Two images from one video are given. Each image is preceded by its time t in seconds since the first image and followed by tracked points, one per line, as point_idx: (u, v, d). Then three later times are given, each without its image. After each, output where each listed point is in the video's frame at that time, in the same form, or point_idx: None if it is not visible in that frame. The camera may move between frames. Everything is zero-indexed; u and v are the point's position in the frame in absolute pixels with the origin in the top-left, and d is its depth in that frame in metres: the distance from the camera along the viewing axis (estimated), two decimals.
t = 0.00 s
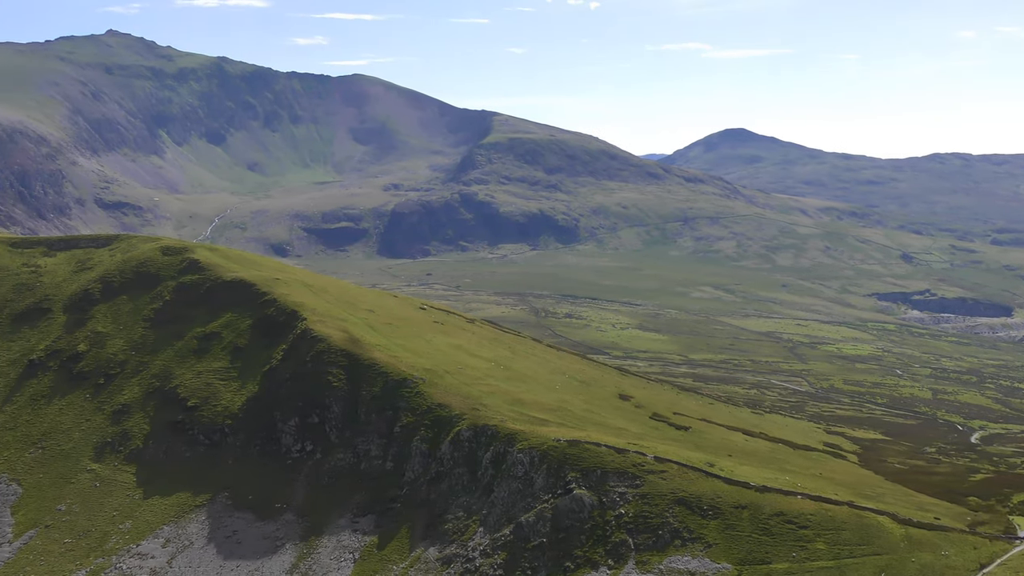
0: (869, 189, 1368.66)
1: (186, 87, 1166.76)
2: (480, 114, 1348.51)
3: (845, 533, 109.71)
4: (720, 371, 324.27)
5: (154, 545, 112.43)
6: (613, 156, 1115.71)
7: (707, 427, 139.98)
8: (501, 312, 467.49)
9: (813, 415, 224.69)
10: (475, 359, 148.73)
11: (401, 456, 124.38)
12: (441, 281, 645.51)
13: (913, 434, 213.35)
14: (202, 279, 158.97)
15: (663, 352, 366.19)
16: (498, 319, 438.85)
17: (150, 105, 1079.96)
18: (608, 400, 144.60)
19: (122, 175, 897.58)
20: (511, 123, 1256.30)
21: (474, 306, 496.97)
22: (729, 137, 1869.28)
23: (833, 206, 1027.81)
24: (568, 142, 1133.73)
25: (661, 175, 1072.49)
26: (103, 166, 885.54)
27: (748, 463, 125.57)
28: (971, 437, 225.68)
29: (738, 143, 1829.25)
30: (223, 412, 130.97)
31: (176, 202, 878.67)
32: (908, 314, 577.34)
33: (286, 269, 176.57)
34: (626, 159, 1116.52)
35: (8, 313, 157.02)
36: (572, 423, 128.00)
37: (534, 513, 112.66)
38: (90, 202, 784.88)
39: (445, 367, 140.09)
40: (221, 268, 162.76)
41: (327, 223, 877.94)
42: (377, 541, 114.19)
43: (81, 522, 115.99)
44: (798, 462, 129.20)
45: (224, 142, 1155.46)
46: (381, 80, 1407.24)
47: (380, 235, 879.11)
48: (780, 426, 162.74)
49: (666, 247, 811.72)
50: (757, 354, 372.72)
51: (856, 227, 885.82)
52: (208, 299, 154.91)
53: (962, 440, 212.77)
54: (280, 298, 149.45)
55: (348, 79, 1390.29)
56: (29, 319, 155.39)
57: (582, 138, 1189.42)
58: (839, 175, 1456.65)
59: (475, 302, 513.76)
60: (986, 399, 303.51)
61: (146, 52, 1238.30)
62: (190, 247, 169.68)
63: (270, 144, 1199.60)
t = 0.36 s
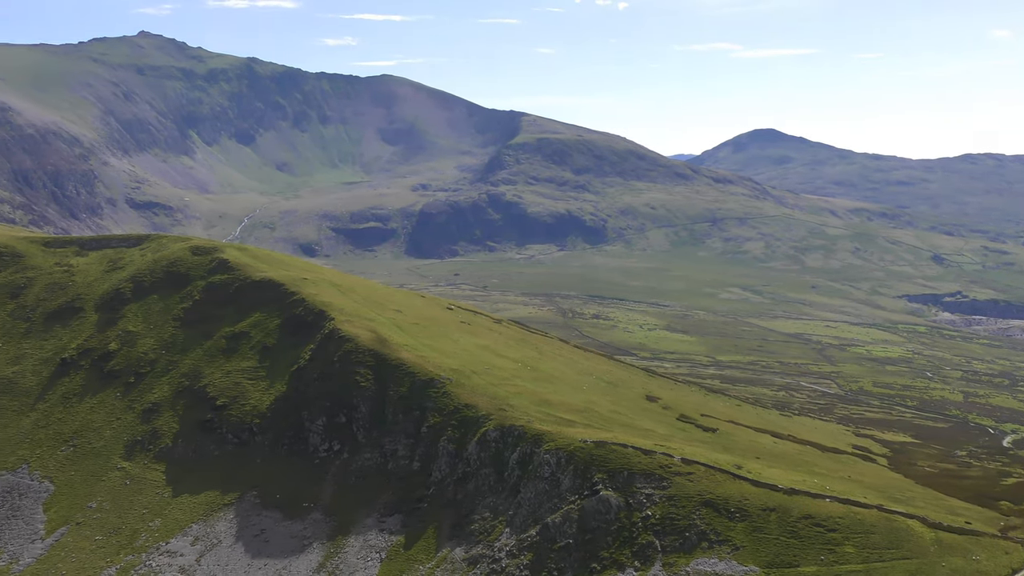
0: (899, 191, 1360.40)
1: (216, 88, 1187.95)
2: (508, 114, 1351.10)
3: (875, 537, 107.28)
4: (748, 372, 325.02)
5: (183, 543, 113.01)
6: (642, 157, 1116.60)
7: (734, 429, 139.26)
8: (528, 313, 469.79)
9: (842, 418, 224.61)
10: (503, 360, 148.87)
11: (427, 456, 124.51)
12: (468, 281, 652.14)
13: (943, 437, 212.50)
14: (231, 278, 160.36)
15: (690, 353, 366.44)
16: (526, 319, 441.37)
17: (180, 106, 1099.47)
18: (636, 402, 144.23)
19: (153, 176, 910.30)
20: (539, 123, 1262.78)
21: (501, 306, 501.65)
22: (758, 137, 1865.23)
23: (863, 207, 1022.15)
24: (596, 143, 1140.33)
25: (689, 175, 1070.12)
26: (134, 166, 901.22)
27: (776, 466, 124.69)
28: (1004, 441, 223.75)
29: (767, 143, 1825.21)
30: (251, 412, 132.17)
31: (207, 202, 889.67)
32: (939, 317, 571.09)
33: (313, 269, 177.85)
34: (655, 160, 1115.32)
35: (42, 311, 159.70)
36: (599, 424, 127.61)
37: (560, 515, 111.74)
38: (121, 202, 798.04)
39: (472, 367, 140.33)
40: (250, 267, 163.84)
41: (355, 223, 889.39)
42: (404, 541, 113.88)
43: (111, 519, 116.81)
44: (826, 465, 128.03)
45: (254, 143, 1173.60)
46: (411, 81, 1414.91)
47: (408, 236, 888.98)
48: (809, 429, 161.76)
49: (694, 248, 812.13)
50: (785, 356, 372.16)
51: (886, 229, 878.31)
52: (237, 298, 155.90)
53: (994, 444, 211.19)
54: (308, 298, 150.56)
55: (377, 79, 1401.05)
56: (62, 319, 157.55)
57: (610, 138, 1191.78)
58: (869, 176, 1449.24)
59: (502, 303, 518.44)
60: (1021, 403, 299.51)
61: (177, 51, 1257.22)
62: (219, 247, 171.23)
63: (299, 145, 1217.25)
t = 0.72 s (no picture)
0: (919, 192, 1353.31)
1: (235, 89, 1196.43)
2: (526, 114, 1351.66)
3: (895, 540, 106.17)
4: (767, 374, 325.02)
5: (202, 542, 113.56)
6: (661, 157, 1114.47)
7: (754, 430, 138.75)
8: (547, 313, 471.76)
9: (861, 420, 224.15)
10: (522, 361, 148.97)
11: (445, 456, 124.51)
12: (486, 282, 654.32)
13: (963, 439, 211.58)
14: (250, 278, 161.01)
15: (708, 354, 365.75)
16: (544, 320, 443.15)
17: (200, 107, 1107.64)
18: (655, 403, 143.97)
19: (172, 176, 915.71)
20: (557, 124, 1264.15)
21: (519, 307, 503.16)
22: (777, 137, 1860.94)
23: (882, 208, 1017.22)
24: (614, 143, 1140.49)
25: (707, 175, 1067.71)
26: (154, 167, 906.99)
27: (796, 468, 124.08)
28: None
29: (787, 143, 1820.43)
30: (270, 411, 132.68)
31: (226, 202, 895.75)
32: (960, 318, 566.28)
33: (332, 269, 178.60)
34: (674, 160, 1113.60)
35: (64, 311, 160.83)
36: (617, 425, 127.36)
37: (578, 516, 111.28)
38: (141, 202, 804.80)
39: (490, 368, 140.56)
40: (269, 268, 164.33)
41: (373, 223, 892.31)
42: (421, 541, 113.97)
43: (131, 518, 117.46)
44: (846, 467, 127.37)
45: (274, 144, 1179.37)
46: (429, 82, 1418.20)
47: (426, 237, 892.98)
48: (828, 431, 160.80)
49: (713, 248, 811.56)
50: (804, 357, 371.16)
51: (906, 230, 873.80)
52: (257, 298, 156.52)
53: (1015, 447, 209.87)
54: (327, 299, 151.02)
55: (397, 80, 1409.30)
56: (83, 318, 158.62)
57: (627, 139, 1191.30)
58: (889, 177, 1442.91)
59: (520, 303, 520.28)
60: None
61: (196, 53, 1267.57)
62: (238, 247, 172.06)
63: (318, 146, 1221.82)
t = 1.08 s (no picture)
0: (944, 193, 1343.87)
1: (259, 90, 1204.83)
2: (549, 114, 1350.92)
3: (919, 543, 104.65)
4: (789, 375, 324.78)
5: (226, 540, 114.04)
6: (684, 158, 1111.39)
7: (776, 432, 138.19)
8: (570, 313, 473.27)
9: (883, 422, 223.57)
10: (544, 361, 148.94)
11: (467, 456, 124.63)
12: (508, 282, 655.92)
13: (988, 442, 210.40)
14: (274, 278, 162.13)
15: (730, 355, 364.42)
16: (566, 320, 444.09)
17: (224, 107, 1115.87)
18: (677, 404, 143.62)
19: (196, 177, 922.88)
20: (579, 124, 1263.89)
21: (541, 307, 503.52)
22: (800, 138, 1854.42)
23: (907, 209, 1010.75)
24: (636, 144, 1138.71)
25: (730, 176, 1064.73)
26: (178, 168, 914.21)
27: (819, 470, 123.36)
28: None
29: (810, 143, 1814.11)
30: (292, 411, 133.27)
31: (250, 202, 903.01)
32: (986, 320, 559.78)
33: (354, 269, 179.59)
34: (696, 160, 1110.80)
35: (89, 310, 162.22)
36: (639, 426, 127.08)
37: (599, 516, 110.62)
38: (166, 202, 814.18)
39: (512, 368, 140.66)
40: (293, 268, 165.48)
41: (395, 223, 895.13)
42: (443, 540, 113.87)
43: (155, 516, 118.20)
44: (869, 470, 126.59)
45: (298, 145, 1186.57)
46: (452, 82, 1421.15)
47: (449, 237, 893.81)
48: (852, 433, 159.89)
49: (736, 249, 809.25)
50: (828, 359, 369.33)
51: (932, 230, 868.51)
52: (280, 297, 157.41)
53: None
54: (350, 299, 151.65)
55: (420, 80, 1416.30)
56: (108, 317, 159.90)
57: (649, 139, 1189.62)
58: (914, 177, 1435.31)
59: (542, 303, 520.71)
60: None
61: (220, 55, 1278.42)
62: (262, 248, 173.42)
63: (341, 147, 1227.96)
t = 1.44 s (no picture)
0: (982, 194, 1331.33)
1: (293, 91, 1215.63)
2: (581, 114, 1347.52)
3: (955, 548, 102.41)
4: (822, 377, 324.17)
5: (259, 538, 114.79)
6: (716, 158, 1106.40)
7: (810, 435, 137.59)
8: (603, 313, 475.43)
9: (918, 426, 222.51)
10: (576, 362, 148.95)
11: (499, 456, 124.87)
12: (541, 282, 659.32)
13: None
14: (307, 279, 163.61)
15: (763, 357, 363.39)
16: (598, 321, 445.06)
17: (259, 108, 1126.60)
18: (709, 406, 143.14)
19: (230, 177, 935.38)
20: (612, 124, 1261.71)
21: (573, 309, 504.22)
22: (835, 138, 1842.52)
23: (943, 210, 1001.07)
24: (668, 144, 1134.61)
25: (763, 177, 1058.90)
26: (213, 168, 925.86)
27: (854, 473, 122.51)
28: None
29: (845, 143, 1803.47)
30: (325, 410, 134.24)
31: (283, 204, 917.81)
32: None
33: (387, 269, 180.84)
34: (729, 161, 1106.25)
35: (125, 309, 163.85)
36: (671, 428, 126.68)
37: (631, 518, 109.94)
38: (201, 202, 833.02)
39: (543, 369, 140.92)
40: (326, 268, 166.70)
41: (427, 224, 906.15)
42: (474, 540, 113.86)
43: (190, 513, 119.27)
44: (904, 474, 125.61)
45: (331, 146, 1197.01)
46: (485, 82, 1421.79)
47: (481, 238, 897.66)
48: (886, 436, 158.77)
49: (769, 251, 804.76)
50: (863, 361, 366.82)
51: (969, 232, 860.36)
52: (313, 297, 158.62)
53: None
54: (383, 299, 152.42)
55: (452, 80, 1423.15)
56: (144, 316, 161.53)
57: (681, 140, 1186.59)
58: (951, 178, 1423.21)
59: (574, 304, 521.62)
60: None
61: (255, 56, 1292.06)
62: (295, 248, 175.04)
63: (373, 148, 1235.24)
